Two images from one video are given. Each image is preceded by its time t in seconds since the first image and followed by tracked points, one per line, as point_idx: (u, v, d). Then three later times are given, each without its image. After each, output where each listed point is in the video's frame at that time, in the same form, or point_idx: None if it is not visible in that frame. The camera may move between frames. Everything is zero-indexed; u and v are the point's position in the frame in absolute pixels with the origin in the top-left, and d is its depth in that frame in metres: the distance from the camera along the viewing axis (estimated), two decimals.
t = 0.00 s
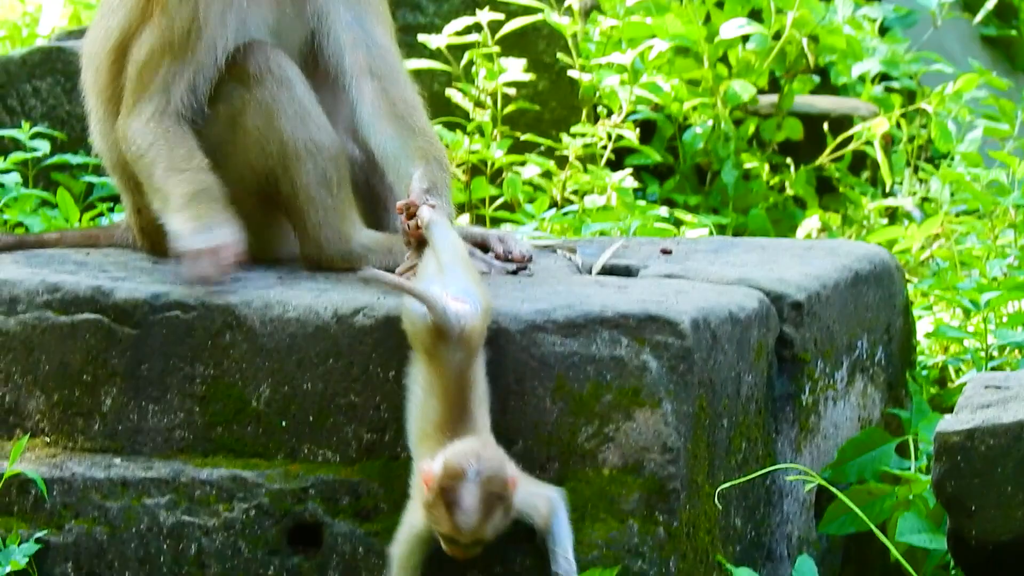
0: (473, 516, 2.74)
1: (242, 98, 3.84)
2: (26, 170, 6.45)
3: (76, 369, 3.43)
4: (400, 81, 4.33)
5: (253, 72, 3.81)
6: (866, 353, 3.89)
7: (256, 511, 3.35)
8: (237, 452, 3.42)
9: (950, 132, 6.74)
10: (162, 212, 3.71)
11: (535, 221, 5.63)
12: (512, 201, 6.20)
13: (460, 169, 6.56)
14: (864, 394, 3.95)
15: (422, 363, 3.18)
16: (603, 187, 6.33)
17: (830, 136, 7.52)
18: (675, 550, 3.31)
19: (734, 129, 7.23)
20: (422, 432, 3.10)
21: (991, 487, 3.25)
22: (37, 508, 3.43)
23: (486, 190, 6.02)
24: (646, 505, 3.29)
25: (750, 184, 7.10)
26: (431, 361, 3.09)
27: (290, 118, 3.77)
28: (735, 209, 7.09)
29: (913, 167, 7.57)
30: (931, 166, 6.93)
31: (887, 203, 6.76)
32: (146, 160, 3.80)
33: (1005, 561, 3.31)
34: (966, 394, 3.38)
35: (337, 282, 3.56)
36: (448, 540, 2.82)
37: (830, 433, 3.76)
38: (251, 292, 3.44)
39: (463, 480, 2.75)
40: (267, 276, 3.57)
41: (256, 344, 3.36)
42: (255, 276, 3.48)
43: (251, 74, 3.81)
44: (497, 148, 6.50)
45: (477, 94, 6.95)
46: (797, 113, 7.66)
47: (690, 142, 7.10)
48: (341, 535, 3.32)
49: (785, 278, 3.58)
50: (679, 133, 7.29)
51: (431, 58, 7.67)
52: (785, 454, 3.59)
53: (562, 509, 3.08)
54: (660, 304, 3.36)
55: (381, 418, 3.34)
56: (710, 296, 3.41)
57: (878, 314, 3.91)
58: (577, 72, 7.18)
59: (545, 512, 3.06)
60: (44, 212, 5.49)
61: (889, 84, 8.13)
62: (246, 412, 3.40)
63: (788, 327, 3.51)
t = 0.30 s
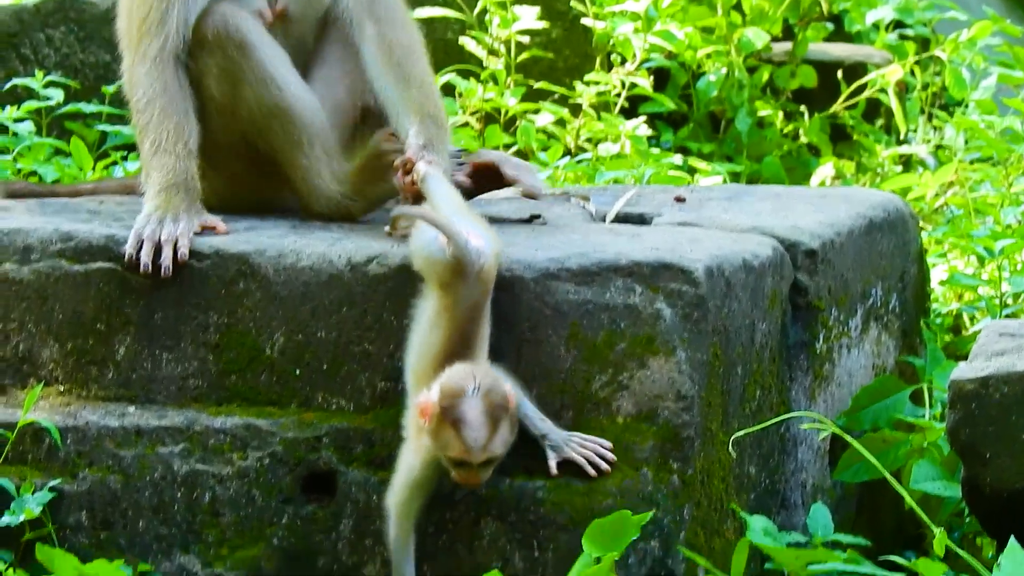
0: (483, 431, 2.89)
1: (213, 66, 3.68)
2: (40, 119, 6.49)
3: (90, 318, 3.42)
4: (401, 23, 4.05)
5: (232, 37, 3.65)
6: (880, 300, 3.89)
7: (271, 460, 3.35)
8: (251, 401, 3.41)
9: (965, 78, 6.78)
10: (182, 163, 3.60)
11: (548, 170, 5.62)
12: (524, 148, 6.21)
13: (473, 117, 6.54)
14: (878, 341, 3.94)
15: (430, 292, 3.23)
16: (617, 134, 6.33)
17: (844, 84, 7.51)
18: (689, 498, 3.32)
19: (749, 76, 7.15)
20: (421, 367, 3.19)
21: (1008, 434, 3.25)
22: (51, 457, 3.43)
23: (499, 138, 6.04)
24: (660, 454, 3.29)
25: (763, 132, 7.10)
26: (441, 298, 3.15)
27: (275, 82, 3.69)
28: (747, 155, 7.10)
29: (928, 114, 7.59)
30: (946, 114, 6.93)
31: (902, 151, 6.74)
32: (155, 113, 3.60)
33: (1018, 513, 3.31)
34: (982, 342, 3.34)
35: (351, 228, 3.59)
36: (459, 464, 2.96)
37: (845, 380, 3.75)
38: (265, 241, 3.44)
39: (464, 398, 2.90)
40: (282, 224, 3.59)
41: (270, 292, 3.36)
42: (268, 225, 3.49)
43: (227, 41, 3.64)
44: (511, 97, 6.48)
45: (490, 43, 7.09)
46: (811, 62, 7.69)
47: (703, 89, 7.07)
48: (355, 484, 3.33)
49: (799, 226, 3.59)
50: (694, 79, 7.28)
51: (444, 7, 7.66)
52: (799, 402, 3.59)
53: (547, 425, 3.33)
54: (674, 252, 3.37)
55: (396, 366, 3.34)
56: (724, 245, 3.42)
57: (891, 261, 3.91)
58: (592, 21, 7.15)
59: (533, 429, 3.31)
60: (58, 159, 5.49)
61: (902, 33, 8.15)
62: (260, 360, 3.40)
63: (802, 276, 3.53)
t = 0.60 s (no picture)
0: (464, 406, 2.79)
1: (228, 27, 3.67)
2: (54, 82, 6.49)
3: (103, 279, 3.43)
4: None
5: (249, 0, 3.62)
6: (893, 261, 3.89)
7: (284, 422, 3.35)
8: (265, 361, 3.42)
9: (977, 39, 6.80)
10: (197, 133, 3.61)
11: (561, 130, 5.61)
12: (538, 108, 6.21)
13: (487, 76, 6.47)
14: (891, 303, 3.94)
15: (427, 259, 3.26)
16: (630, 95, 6.31)
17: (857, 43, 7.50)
18: (703, 459, 3.32)
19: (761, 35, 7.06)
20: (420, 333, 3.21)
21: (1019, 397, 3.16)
22: (64, 419, 3.41)
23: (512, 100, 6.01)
24: (674, 415, 3.29)
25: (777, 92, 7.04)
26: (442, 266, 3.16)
27: (289, 44, 3.66)
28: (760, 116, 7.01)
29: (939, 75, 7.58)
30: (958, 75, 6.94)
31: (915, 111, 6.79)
32: (172, 78, 3.60)
33: None
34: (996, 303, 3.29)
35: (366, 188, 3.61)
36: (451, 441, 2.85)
37: (858, 341, 3.76)
38: (277, 202, 3.44)
39: (442, 375, 2.81)
40: (295, 186, 3.60)
41: (283, 254, 3.36)
42: (282, 187, 3.49)
43: (243, 2, 3.62)
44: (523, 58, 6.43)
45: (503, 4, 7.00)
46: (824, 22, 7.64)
47: (717, 50, 7.02)
48: (368, 445, 3.32)
49: (812, 187, 3.59)
50: (707, 41, 7.24)
51: None
52: (813, 362, 3.58)
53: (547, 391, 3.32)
54: (687, 212, 3.37)
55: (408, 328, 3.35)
56: (737, 206, 3.42)
57: (904, 222, 3.92)
58: None
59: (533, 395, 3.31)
60: (72, 121, 5.48)
61: None
62: (273, 322, 3.40)
63: (815, 236, 3.53)
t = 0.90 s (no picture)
0: (498, 333, 2.92)
1: (242, 16, 3.66)
2: (63, 67, 6.50)
3: (114, 266, 3.44)
4: None
5: None
6: (904, 245, 3.89)
7: (295, 407, 3.35)
8: (275, 347, 3.41)
9: (987, 23, 6.79)
10: (206, 120, 3.60)
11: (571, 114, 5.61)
12: (549, 92, 6.24)
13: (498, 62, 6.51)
14: (902, 287, 3.94)
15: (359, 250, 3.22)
16: (640, 80, 6.33)
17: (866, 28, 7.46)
18: (714, 444, 3.33)
19: (772, 21, 7.18)
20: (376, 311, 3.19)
21: None
22: (74, 404, 3.40)
23: (523, 83, 6.02)
24: (685, 399, 3.29)
25: (787, 77, 7.11)
26: (343, 252, 3.14)
27: (305, 30, 3.68)
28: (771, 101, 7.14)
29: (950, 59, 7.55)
30: (968, 60, 6.94)
31: (925, 95, 6.77)
32: (181, 66, 3.62)
33: None
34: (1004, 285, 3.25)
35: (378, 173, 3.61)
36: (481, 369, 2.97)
37: (869, 325, 3.75)
38: (288, 188, 3.44)
39: (472, 307, 2.91)
40: (306, 170, 3.61)
41: (294, 239, 3.35)
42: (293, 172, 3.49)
43: None
44: (534, 43, 6.49)
45: None
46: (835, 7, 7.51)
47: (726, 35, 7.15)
48: (379, 431, 3.32)
49: (823, 171, 3.60)
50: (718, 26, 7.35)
51: None
52: (824, 346, 3.58)
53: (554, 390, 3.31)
54: (698, 197, 3.38)
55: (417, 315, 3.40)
56: (748, 190, 3.43)
57: (915, 206, 3.92)
58: None
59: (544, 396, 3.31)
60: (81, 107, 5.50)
61: None
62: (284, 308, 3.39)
63: (826, 220, 3.53)
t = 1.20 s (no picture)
0: (415, 353, 2.96)
1: (248, 12, 3.66)
2: (72, 61, 6.49)
3: (123, 260, 3.44)
4: None
5: None
6: (913, 239, 3.89)
7: (305, 401, 3.35)
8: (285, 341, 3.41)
9: (995, 18, 6.79)
10: (216, 115, 3.60)
11: (580, 109, 5.61)
12: (557, 86, 6.26)
13: (507, 56, 6.54)
14: (911, 281, 3.93)
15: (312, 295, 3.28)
16: (649, 74, 6.34)
17: (875, 23, 7.48)
18: (723, 438, 3.33)
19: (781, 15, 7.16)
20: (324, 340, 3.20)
21: None
22: (84, 399, 3.40)
23: (532, 78, 6.02)
24: (694, 393, 3.29)
25: (795, 71, 7.08)
26: (301, 271, 3.19)
27: (311, 23, 3.67)
28: (779, 96, 7.07)
29: (958, 54, 7.55)
30: (976, 55, 6.94)
31: (934, 89, 6.77)
32: (187, 65, 3.61)
33: None
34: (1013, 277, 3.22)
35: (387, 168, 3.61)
36: (394, 392, 2.98)
37: (878, 320, 3.74)
38: (297, 182, 3.45)
39: (394, 323, 2.97)
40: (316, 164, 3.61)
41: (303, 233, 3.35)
42: (302, 166, 3.50)
43: None
44: (542, 38, 6.51)
45: None
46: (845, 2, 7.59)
47: (736, 28, 7.14)
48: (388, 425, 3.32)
49: (832, 165, 3.60)
50: (726, 20, 7.36)
51: None
52: (833, 340, 3.58)
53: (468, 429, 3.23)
54: (707, 190, 3.38)
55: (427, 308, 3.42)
56: (757, 184, 3.43)
57: (924, 200, 3.92)
58: None
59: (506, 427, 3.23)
60: (90, 101, 5.52)
61: None
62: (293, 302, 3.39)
63: (835, 214, 3.54)
